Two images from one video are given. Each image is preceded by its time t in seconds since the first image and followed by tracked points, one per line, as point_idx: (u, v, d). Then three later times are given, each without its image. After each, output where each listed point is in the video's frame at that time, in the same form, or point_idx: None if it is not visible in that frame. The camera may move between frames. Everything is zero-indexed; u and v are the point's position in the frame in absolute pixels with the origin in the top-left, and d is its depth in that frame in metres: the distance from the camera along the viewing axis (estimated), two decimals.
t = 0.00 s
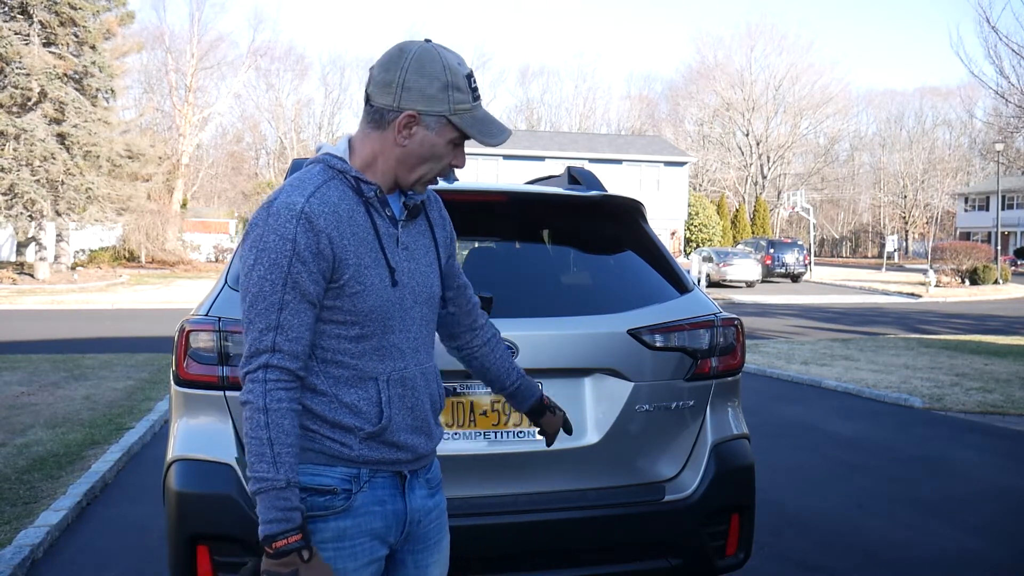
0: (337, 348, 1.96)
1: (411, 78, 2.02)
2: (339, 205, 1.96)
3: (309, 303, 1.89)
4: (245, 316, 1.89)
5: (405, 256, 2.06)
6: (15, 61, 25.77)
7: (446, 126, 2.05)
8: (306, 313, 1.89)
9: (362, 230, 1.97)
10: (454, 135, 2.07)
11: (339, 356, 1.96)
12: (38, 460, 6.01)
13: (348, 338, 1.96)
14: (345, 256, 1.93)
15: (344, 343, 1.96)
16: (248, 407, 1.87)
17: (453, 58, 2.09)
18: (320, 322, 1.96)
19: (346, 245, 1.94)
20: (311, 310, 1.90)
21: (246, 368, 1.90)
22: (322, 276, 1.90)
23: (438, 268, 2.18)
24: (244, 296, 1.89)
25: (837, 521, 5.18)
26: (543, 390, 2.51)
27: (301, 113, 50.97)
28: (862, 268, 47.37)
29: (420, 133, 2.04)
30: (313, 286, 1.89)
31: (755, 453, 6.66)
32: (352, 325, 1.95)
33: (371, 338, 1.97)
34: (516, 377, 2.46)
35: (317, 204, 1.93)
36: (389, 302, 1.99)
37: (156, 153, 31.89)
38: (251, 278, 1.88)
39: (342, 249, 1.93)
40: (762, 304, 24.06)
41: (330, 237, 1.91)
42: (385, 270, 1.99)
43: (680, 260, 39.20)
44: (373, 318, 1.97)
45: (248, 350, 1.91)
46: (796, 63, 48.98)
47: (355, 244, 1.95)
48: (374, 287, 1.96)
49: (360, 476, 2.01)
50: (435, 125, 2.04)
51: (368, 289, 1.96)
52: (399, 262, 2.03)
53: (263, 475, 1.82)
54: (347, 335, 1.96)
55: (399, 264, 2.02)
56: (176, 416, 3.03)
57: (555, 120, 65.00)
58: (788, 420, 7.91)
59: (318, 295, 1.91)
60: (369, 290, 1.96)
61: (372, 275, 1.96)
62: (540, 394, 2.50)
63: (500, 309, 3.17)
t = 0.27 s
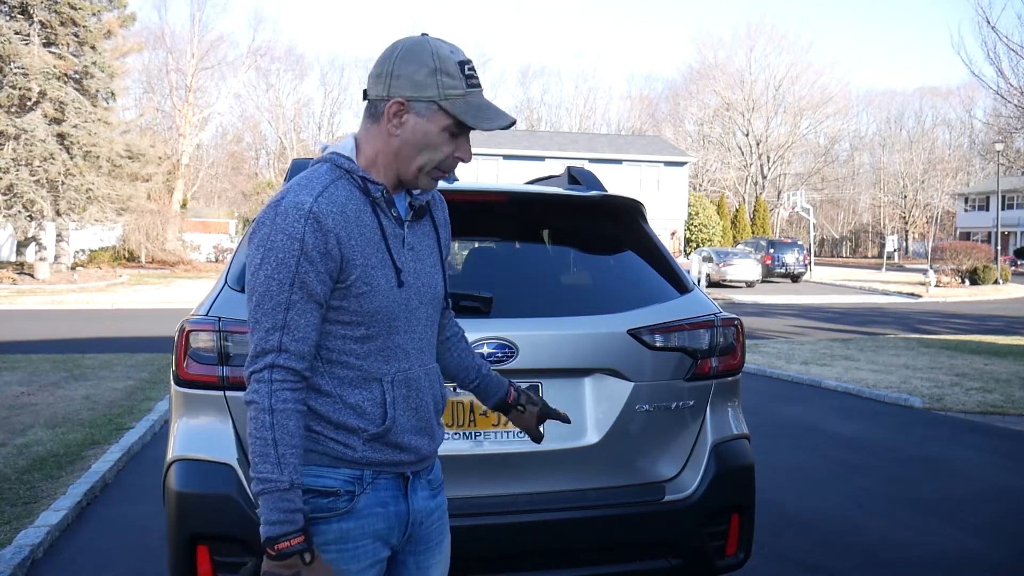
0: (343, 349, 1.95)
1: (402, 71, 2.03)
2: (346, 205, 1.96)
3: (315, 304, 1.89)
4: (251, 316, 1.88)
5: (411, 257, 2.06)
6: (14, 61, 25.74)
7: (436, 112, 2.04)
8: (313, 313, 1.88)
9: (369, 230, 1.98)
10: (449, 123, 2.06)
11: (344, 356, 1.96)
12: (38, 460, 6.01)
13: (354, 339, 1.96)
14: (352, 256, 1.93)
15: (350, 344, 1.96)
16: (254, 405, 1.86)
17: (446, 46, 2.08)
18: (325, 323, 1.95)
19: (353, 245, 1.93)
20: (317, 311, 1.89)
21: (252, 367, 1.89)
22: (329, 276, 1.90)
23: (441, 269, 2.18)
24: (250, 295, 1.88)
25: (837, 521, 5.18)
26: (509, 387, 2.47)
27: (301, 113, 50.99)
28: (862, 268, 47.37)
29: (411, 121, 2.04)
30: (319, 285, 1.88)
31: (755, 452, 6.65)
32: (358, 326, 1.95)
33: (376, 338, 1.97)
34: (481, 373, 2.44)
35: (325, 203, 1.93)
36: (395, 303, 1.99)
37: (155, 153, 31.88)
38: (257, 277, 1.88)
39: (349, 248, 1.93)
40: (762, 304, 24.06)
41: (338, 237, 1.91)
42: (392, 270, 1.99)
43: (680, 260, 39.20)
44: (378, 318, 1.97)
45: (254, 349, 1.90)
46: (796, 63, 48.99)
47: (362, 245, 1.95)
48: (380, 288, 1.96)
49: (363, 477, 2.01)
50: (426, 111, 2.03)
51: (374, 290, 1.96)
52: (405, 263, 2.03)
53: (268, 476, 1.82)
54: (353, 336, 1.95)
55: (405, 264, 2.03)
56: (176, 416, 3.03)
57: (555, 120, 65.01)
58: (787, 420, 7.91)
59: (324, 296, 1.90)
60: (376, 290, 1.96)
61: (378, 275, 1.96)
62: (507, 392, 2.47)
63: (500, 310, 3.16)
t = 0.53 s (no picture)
0: (344, 348, 1.95)
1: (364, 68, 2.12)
2: (350, 204, 1.96)
3: (316, 303, 1.89)
4: (250, 312, 1.88)
5: (414, 258, 2.07)
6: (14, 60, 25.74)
7: (385, 92, 2.06)
8: (313, 313, 1.88)
9: (372, 231, 1.98)
10: (395, 99, 2.06)
11: (345, 355, 1.96)
12: (38, 460, 6.01)
13: (355, 339, 1.95)
14: (353, 256, 1.93)
15: (350, 344, 1.96)
16: (250, 401, 1.87)
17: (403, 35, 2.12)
18: (326, 322, 1.95)
19: (354, 245, 1.93)
20: (318, 310, 1.89)
21: (250, 364, 1.89)
22: (329, 275, 1.89)
23: (444, 272, 2.18)
24: (251, 292, 1.88)
25: (837, 522, 5.18)
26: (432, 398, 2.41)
27: (301, 113, 51.02)
28: (862, 268, 47.37)
29: (371, 108, 2.10)
30: (319, 284, 1.88)
31: (755, 453, 6.65)
32: (358, 326, 1.95)
33: (377, 337, 1.97)
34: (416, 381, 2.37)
35: (328, 203, 1.93)
36: (397, 303, 1.99)
37: (156, 153, 31.87)
38: (258, 275, 1.87)
39: (351, 248, 1.93)
40: (762, 304, 24.06)
41: (339, 237, 1.91)
42: (395, 272, 1.99)
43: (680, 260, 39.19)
44: (379, 318, 1.96)
45: (254, 344, 1.90)
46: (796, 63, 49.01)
47: (363, 245, 1.95)
48: (380, 287, 1.96)
49: (364, 478, 2.01)
50: (378, 94, 2.08)
51: (374, 291, 1.95)
52: (408, 264, 2.03)
53: (261, 473, 1.82)
54: (354, 335, 1.95)
55: (407, 266, 2.03)
56: (176, 416, 3.04)
57: (555, 121, 65.02)
58: (787, 419, 7.91)
59: (325, 295, 1.90)
60: (377, 290, 1.95)
61: (380, 275, 1.96)
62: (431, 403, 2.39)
63: (499, 310, 3.17)
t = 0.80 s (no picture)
0: (337, 347, 1.95)
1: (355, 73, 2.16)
2: (343, 203, 1.96)
3: (306, 302, 1.89)
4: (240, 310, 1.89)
5: (412, 257, 2.06)
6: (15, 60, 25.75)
7: (373, 92, 2.08)
8: (301, 311, 1.88)
9: (366, 230, 1.97)
10: (384, 98, 2.08)
11: (338, 354, 1.96)
12: (38, 460, 6.01)
13: (349, 338, 1.95)
14: (345, 256, 1.93)
15: (344, 342, 1.95)
16: (236, 394, 1.87)
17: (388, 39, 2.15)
18: (318, 321, 1.95)
19: (346, 244, 1.93)
20: (308, 308, 1.89)
21: (238, 359, 1.90)
22: (319, 276, 1.90)
23: (445, 271, 2.17)
24: (242, 290, 1.89)
25: (837, 522, 5.18)
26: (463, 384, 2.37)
27: (301, 113, 51.04)
28: (862, 268, 47.35)
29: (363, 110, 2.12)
30: (308, 283, 1.88)
31: (755, 453, 6.65)
32: (351, 325, 1.95)
33: (372, 337, 1.97)
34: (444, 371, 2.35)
35: (319, 202, 1.93)
36: (392, 304, 1.99)
37: (156, 153, 31.85)
38: (248, 274, 1.89)
39: (343, 247, 1.93)
40: (762, 304, 24.06)
41: (330, 237, 1.91)
42: (390, 271, 1.99)
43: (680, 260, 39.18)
44: (374, 317, 1.96)
45: (243, 339, 1.91)
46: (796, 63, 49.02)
47: (357, 244, 1.95)
48: (374, 287, 1.95)
49: (361, 477, 2.01)
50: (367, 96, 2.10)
51: (368, 290, 1.95)
52: (404, 263, 2.03)
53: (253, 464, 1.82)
54: (348, 335, 1.95)
55: (404, 264, 2.02)
56: (176, 416, 3.03)
57: (555, 121, 65.01)
58: (787, 419, 7.91)
59: (315, 295, 1.90)
60: (371, 290, 1.95)
61: (374, 274, 1.96)
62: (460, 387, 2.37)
63: (499, 310, 3.17)
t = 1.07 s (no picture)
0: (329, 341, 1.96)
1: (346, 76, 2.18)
2: (331, 198, 1.99)
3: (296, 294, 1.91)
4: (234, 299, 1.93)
5: (406, 252, 2.06)
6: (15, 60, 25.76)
7: (363, 92, 2.09)
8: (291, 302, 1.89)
9: (355, 224, 1.99)
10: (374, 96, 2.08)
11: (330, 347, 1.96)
12: (38, 460, 6.01)
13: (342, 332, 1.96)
14: (334, 247, 1.94)
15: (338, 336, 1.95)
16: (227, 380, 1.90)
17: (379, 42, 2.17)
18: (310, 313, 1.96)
19: (334, 236, 1.95)
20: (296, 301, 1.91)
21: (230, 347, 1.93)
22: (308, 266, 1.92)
23: (445, 267, 2.16)
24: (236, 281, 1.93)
25: (836, 522, 5.18)
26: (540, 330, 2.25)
27: (301, 113, 51.05)
28: (862, 268, 47.35)
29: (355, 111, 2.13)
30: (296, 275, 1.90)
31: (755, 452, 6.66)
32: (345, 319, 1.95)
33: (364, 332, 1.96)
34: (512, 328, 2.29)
35: (306, 194, 1.97)
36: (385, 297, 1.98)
37: (156, 153, 31.84)
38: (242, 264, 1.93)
39: (333, 238, 1.94)
40: (762, 304, 24.06)
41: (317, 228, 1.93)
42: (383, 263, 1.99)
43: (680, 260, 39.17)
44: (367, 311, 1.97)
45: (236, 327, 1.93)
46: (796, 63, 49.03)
47: (346, 237, 1.96)
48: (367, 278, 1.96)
49: (357, 475, 2.01)
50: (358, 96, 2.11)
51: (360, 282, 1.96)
52: (397, 257, 2.03)
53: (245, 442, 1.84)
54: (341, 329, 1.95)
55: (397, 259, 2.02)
56: (176, 416, 3.03)
57: (555, 121, 65.00)
58: (787, 420, 7.91)
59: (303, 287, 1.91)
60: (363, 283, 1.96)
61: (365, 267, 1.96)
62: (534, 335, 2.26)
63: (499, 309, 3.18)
